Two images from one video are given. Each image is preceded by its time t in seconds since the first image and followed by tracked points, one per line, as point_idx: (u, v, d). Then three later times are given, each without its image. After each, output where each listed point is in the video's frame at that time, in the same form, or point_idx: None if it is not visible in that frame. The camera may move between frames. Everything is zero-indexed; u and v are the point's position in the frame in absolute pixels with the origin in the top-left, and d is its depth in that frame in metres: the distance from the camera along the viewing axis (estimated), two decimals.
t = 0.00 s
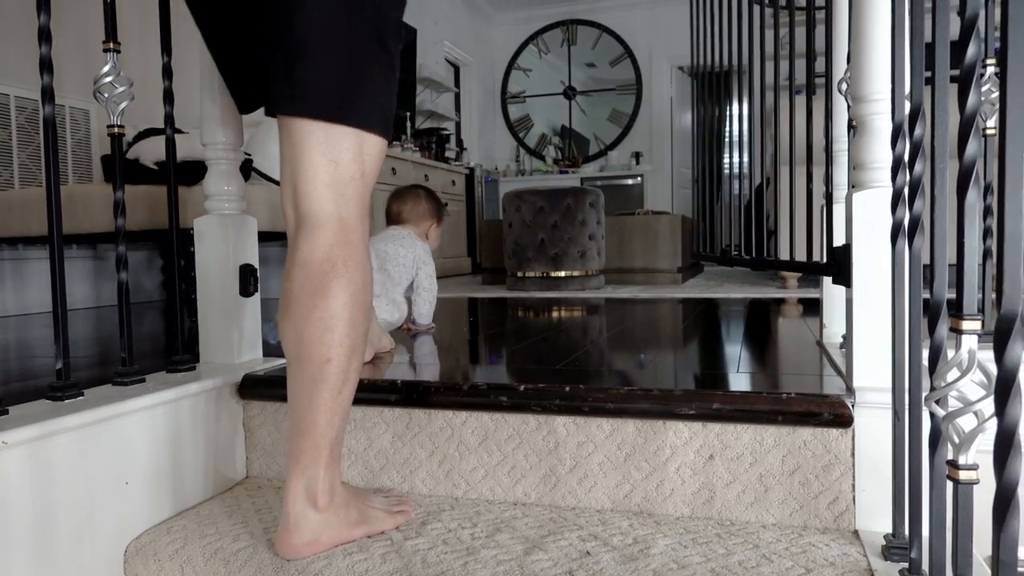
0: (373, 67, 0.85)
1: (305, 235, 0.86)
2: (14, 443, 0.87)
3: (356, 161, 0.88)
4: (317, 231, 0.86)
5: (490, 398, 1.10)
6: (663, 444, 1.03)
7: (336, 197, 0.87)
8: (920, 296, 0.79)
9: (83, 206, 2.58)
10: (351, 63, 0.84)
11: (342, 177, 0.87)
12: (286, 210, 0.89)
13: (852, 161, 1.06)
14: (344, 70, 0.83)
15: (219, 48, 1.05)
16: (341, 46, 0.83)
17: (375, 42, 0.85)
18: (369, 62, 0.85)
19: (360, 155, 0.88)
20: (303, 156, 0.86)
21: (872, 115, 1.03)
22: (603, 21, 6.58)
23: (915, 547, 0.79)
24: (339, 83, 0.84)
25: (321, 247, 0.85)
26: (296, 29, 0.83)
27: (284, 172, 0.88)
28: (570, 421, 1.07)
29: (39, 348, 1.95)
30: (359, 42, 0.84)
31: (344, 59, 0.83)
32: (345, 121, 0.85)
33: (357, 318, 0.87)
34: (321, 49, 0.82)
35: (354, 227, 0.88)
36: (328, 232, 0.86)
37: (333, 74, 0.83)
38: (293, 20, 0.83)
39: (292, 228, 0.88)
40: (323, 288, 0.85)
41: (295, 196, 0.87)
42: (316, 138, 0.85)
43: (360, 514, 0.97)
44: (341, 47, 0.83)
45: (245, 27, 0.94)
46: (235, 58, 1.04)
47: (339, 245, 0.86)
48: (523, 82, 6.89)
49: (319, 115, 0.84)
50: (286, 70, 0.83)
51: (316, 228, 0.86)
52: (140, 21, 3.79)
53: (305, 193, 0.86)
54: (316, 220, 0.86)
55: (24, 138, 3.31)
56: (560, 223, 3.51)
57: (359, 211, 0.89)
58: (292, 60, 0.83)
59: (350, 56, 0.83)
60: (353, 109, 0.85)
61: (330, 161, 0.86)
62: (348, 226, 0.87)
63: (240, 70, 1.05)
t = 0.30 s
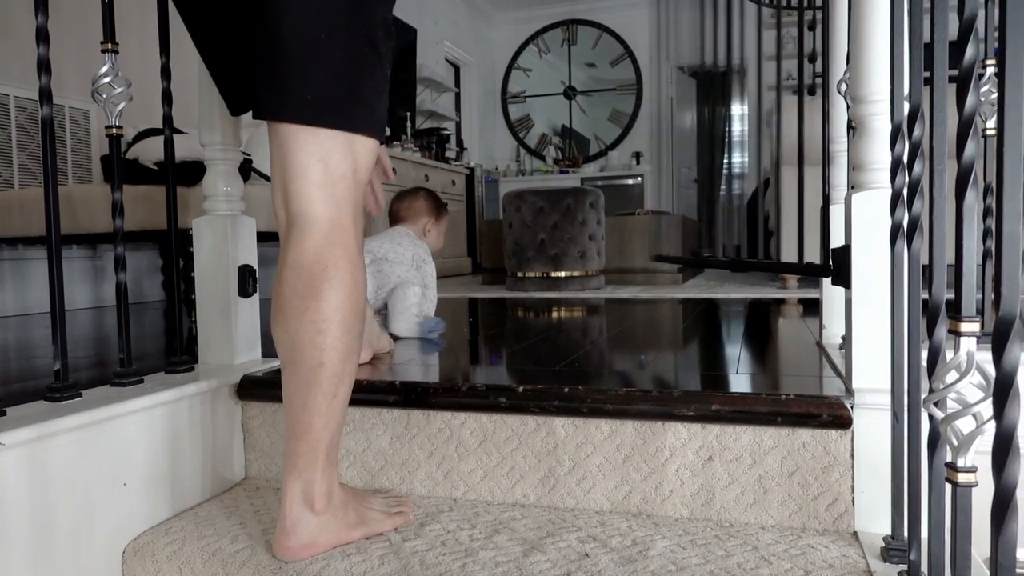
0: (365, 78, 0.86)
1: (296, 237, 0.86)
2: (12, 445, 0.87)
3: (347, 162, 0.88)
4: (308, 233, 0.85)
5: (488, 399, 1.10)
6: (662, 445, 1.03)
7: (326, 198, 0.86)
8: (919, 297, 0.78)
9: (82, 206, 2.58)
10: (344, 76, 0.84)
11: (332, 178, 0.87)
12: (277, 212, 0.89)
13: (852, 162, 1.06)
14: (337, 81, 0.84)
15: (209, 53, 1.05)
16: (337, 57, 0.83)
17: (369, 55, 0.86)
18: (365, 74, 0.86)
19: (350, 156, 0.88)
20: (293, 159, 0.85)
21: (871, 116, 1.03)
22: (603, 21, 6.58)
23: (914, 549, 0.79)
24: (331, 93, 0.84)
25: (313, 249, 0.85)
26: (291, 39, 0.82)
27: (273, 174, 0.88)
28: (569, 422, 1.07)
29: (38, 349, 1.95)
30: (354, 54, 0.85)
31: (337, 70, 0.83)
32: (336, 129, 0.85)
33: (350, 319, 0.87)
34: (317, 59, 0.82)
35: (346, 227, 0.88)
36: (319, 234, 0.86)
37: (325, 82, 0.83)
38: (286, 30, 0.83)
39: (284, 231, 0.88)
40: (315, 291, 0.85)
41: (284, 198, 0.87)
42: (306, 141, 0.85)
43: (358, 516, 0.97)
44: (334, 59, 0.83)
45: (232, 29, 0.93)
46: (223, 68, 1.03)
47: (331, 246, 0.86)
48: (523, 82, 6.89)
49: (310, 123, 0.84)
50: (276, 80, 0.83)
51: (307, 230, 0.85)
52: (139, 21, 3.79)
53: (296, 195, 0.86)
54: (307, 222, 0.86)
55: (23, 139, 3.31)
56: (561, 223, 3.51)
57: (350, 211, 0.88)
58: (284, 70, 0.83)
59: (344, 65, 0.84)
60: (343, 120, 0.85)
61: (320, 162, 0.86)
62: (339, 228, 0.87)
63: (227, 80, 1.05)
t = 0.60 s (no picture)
0: (384, 83, 0.84)
1: (316, 238, 0.85)
2: (10, 445, 0.87)
3: (370, 168, 0.88)
4: (329, 236, 0.85)
5: (488, 400, 1.09)
6: (662, 445, 1.03)
7: (348, 202, 0.86)
8: (921, 297, 0.78)
9: (83, 206, 2.58)
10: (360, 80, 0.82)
11: (354, 182, 0.86)
12: (298, 212, 0.88)
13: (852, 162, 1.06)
14: (353, 85, 0.82)
15: (221, 54, 1.05)
16: (354, 60, 0.82)
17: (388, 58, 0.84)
18: (381, 78, 0.83)
19: (374, 163, 0.88)
20: (316, 161, 0.85)
21: (872, 115, 1.02)
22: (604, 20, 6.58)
23: (915, 550, 0.78)
24: (348, 97, 0.83)
25: (332, 252, 0.85)
26: (308, 43, 0.82)
27: (295, 175, 0.88)
28: (569, 422, 1.07)
29: (37, 349, 1.95)
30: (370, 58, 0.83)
31: (354, 75, 0.82)
32: (354, 135, 0.84)
33: (365, 323, 0.87)
34: (334, 63, 0.81)
35: (366, 231, 0.88)
36: (340, 237, 0.85)
37: (342, 87, 0.82)
38: (305, 34, 0.82)
39: (304, 232, 0.88)
40: (332, 293, 0.84)
41: (307, 200, 0.87)
42: (329, 145, 0.85)
43: (358, 517, 0.97)
44: (351, 64, 0.82)
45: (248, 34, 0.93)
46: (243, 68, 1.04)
47: (350, 250, 0.86)
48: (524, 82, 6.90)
49: (327, 129, 0.83)
50: (293, 83, 0.83)
51: (328, 232, 0.85)
52: (140, 21, 3.79)
53: (318, 197, 0.86)
54: (329, 225, 0.86)
55: (23, 138, 3.31)
56: (561, 223, 3.51)
57: (371, 216, 0.88)
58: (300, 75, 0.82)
59: (360, 63, 0.82)
60: (358, 125, 0.84)
61: (343, 166, 0.86)
62: (360, 232, 0.87)
63: (245, 80, 1.05)
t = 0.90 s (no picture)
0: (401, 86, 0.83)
1: (329, 239, 0.85)
2: (9, 445, 0.87)
3: (385, 169, 0.87)
4: (343, 238, 0.85)
5: (489, 399, 1.09)
6: (663, 445, 1.02)
7: (362, 204, 0.86)
8: (922, 296, 0.78)
9: (83, 205, 2.57)
10: (377, 82, 0.81)
11: (369, 183, 0.86)
12: (310, 212, 0.88)
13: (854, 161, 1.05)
14: (370, 86, 0.81)
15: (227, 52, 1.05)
16: (372, 62, 0.81)
17: (405, 61, 0.83)
18: (396, 73, 0.82)
19: (389, 165, 0.88)
20: (331, 161, 0.84)
21: (875, 114, 1.02)
22: (604, 19, 6.58)
23: (917, 550, 0.78)
24: (364, 95, 0.81)
25: (345, 254, 0.85)
26: (325, 41, 0.81)
27: (307, 174, 0.87)
28: (570, 422, 1.06)
29: (38, 348, 1.94)
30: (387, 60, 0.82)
31: (371, 76, 0.81)
32: (369, 138, 0.83)
33: (375, 325, 0.87)
34: (352, 63, 0.81)
35: (378, 233, 0.87)
36: (353, 238, 0.85)
37: (358, 87, 0.81)
38: (322, 31, 0.81)
39: (316, 232, 0.87)
40: (344, 295, 0.84)
41: (319, 200, 0.86)
42: (345, 146, 0.84)
43: (358, 517, 0.97)
44: (368, 64, 0.81)
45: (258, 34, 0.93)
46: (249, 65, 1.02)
47: (362, 252, 0.86)
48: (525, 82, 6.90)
49: (342, 130, 0.82)
50: (307, 82, 0.82)
51: (342, 233, 0.85)
52: (140, 20, 3.78)
53: (331, 197, 0.85)
54: (342, 227, 0.85)
55: (23, 137, 3.31)
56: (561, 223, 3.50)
57: (384, 218, 0.88)
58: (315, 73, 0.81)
59: (376, 58, 0.81)
60: (372, 127, 0.83)
61: (359, 167, 0.85)
62: (373, 235, 0.87)
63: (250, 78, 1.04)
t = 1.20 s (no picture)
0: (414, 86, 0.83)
1: (337, 239, 0.85)
2: (13, 444, 0.87)
3: (393, 169, 0.88)
4: (351, 238, 0.85)
5: (492, 399, 1.09)
6: (666, 445, 1.03)
7: (370, 204, 0.86)
8: (927, 296, 0.78)
9: (85, 205, 2.58)
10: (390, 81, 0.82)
11: (377, 183, 0.86)
12: (316, 212, 0.88)
13: (857, 161, 1.05)
14: (384, 86, 0.82)
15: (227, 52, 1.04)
16: (386, 61, 0.81)
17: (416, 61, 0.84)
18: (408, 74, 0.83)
19: (398, 165, 0.88)
20: (340, 160, 0.84)
21: (879, 115, 1.02)
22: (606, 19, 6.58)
23: (921, 550, 0.78)
24: (377, 96, 0.82)
25: (353, 254, 0.85)
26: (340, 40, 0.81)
27: (313, 174, 0.87)
28: (574, 422, 1.06)
29: (41, 348, 1.95)
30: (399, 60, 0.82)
31: (385, 76, 0.81)
32: (379, 138, 0.83)
33: (381, 327, 0.87)
34: (367, 62, 0.81)
35: (385, 233, 0.88)
36: (361, 239, 0.85)
37: (372, 87, 0.81)
38: (336, 30, 0.81)
39: (322, 232, 0.87)
40: (350, 296, 0.84)
41: (327, 199, 0.86)
42: (355, 145, 0.84)
43: (362, 517, 0.97)
44: (382, 63, 0.81)
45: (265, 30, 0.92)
46: (250, 66, 1.01)
47: (370, 253, 0.86)
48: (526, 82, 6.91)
49: (354, 130, 0.82)
50: (320, 80, 0.81)
51: (350, 233, 0.85)
52: (143, 20, 3.79)
53: (339, 197, 0.85)
54: (350, 226, 0.85)
55: (26, 137, 3.31)
56: (563, 223, 3.50)
57: (391, 219, 0.88)
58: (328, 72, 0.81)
59: (390, 58, 0.82)
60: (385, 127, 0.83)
61: (368, 167, 0.85)
62: (380, 235, 0.87)
63: (249, 79, 1.03)
